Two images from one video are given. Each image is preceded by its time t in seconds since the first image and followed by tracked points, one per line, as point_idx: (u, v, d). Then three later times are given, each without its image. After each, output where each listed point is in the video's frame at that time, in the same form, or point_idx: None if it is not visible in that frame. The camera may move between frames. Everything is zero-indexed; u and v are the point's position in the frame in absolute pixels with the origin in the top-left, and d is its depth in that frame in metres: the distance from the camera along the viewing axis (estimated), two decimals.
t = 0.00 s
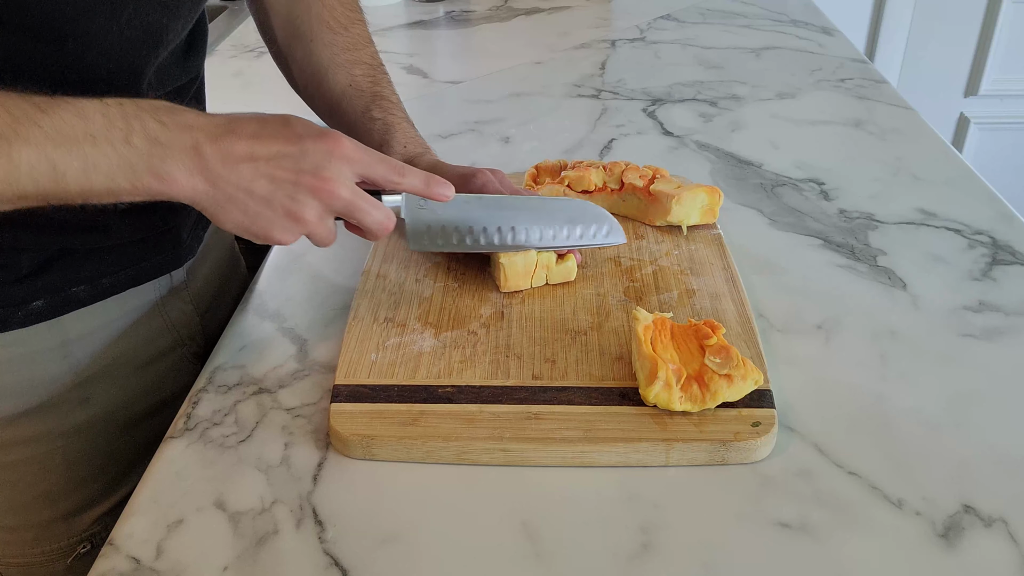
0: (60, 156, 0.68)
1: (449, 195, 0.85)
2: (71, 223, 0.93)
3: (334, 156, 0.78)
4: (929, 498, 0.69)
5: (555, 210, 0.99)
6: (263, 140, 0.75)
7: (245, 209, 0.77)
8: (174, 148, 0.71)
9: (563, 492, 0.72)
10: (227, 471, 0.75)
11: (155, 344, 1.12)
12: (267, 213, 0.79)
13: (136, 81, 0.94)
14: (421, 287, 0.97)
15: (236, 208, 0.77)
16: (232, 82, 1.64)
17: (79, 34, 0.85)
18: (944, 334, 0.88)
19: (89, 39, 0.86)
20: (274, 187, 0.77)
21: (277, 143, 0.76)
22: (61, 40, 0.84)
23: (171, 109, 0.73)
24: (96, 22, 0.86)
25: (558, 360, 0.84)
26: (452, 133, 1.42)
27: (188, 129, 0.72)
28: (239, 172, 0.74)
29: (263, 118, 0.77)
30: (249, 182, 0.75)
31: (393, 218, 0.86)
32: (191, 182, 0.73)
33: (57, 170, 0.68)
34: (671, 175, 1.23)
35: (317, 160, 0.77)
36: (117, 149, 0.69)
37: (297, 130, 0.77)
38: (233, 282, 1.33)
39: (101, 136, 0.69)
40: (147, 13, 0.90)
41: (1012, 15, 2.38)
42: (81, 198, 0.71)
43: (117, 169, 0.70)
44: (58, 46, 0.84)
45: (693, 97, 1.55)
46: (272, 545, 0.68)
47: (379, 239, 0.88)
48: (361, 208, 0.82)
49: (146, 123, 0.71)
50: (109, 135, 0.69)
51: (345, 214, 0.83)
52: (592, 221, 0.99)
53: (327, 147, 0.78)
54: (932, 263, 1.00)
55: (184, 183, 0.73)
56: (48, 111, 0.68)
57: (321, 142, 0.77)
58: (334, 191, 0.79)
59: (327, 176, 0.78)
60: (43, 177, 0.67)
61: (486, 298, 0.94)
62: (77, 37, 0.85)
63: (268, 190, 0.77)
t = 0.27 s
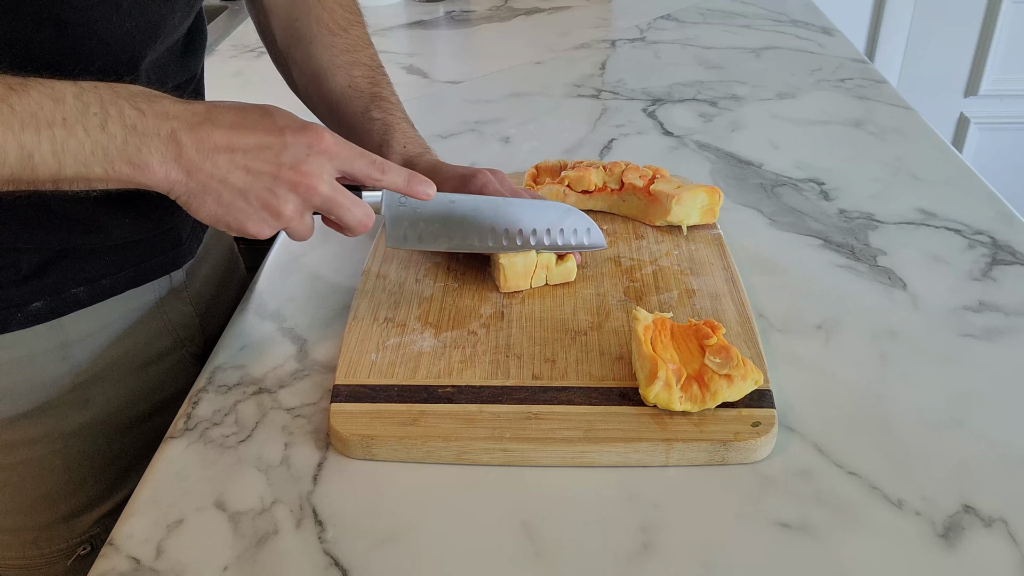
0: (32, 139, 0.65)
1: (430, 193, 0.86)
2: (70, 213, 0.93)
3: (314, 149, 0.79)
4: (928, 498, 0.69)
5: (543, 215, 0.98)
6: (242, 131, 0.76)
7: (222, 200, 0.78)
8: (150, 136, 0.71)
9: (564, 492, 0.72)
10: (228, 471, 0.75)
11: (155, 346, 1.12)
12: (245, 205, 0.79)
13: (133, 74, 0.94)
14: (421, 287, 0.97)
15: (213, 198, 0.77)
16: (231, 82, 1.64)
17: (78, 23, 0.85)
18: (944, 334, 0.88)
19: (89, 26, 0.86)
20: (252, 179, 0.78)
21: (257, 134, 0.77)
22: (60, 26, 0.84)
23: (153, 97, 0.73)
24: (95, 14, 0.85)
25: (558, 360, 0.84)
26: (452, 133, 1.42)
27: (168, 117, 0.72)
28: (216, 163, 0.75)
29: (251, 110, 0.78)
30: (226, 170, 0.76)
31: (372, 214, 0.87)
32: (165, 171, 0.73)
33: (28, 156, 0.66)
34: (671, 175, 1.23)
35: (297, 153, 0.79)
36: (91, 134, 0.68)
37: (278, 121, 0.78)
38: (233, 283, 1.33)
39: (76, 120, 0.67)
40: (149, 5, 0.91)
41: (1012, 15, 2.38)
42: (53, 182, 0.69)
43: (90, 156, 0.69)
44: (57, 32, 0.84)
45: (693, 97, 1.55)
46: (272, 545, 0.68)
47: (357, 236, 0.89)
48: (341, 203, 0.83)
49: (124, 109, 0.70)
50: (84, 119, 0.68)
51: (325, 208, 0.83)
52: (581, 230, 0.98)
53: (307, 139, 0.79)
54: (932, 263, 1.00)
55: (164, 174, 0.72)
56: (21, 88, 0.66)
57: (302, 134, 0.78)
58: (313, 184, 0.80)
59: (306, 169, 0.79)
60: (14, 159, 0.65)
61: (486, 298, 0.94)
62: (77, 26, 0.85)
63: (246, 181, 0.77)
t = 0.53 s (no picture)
0: (30, 127, 0.66)
1: (435, 189, 0.88)
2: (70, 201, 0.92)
3: (319, 146, 0.79)
4: (929, 498, 0.69)
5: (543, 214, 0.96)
6: (246, 122, 0.75)
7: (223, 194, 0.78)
8: (152, 126, 0.70)
9: (564, 492, 0.72)
10: (228, 471, 0.75)
11: (155, 346, 1.12)
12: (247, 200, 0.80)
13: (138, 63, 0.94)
14: (421, 287, 0.97)
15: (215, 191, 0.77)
16: (231, 82, 1.64)
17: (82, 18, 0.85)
18: (944, 334, 0.88)
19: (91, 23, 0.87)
20: (256, 174, 0.78)
21: (262, 128, 0.76)
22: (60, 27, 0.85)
23: (156, 83, 0.72)
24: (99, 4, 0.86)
25: (558, 360, 0.84)
26: (452, 133, 1.42)
27: (170, 106, 0.71)
28: (219, 155, 0.74)
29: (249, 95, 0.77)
30: (227, 159, 0.75)
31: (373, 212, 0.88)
32: (167, 161, 0.72)
33: (25, 143, 0.66)
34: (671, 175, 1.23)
35: (302, 150, 0.78)
36: (92, 123, 0.68)
37: (285, 115, 0.77)
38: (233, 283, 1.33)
39: (76, 108, 0.67)
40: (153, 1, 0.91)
41: (1012, 15, 2.38)
42: (51, 169, 0.69)
43: (90, 144, 0.69)
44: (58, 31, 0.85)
45: (693, 97, 1.55)
46: (272, 545, 0.68)
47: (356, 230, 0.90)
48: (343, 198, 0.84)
49: (126, 97, 0.70)
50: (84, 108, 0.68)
51: (326, 202, 0.84)
52: (579, 230, 0.96)
53: (313, 136, 0.78)
54: (933, 263, 1.00)
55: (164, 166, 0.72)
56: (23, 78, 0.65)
57: (308, 130, 0.77)
58: (317, 181, 0.81)
59: (311, 166, 0.80)
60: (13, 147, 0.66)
61: (486, 298, 0.95)
62: (80, 16, 0.85)
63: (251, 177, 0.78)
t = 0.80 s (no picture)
0: (26, 118, 0.66)
1: (429, 187, 0.86)
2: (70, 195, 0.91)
3: (312, 141, 0.78)
4: (928, 498, 0.69)
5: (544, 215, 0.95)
6: (242, 118, 0.76)
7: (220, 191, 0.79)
8: (147, 119, 0.70)
9: (565, 492, 0.72)
10: (228, 470, 0.75)
11: (155, 346, 1.12)
12: (239, 191, 0.80)
13: (138, 59, 0.95)
14: (421, 287, 0.97)
15: (208, 183, 0.78)
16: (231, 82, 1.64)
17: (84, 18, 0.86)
18: (944, 334, 0.88)
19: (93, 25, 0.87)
20: (248, 168, 0.78)
21: (256, 123, 0.76)
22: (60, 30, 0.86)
23: (151, 78, 0.72)
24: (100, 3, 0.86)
25: (559, 360, 0.84)
26: (452, 133, 1.42)
27: (165, 100, 0.71)
28: (213, 149, 0.74)
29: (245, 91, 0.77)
30: (220, 146, 0.75)
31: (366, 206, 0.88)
32: (161, 155, 0.73)
33: (22, 135, 0.66)
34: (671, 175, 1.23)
35: (295, 144, 0.78)
36: (87, 115, 0.68)
37: (279, 110, 0.77)
38: (234, 284, 1.33)
39: (72, 101, 0.67)
40: None
41: (1012, 15, 2.38)
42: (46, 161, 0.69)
43: (86, 136, 0.69)
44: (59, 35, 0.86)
45: (693, 97, 1.55)
46: (272, 545, 0.68)
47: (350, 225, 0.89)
48: (336, 192, 0.84)
49: (121, 90, 0.70)
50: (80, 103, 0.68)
51: (320, 197, 0.84)
52: (576, 230, 0.96)
53: (306, 130, 0.78)
54: (932, 263, 1.00)
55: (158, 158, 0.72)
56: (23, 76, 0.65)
57: (301, 125, 0.77)
58: (310, 176, 0.81)
59: (304, 160, 0.79)
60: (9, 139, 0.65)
61: (486, 298, 0.94)
62: (81, 10, 0.85)
63: (246, 173, 0.78)
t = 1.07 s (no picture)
0: (26, 111, 0.66)
1: (430, 176, 0.86)
2: (73, 192, 0.91)
3: (312, 132, 0.78)
4: (928, 498, 0.69)
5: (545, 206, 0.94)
6: (241, 108, 0.75)
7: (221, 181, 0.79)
8: (145, 111, 0.70)
9: (565, 492, 0.72)
10: (228, 471, 0.75)
11: (156, 346, 1.11)
12: (239, 182, 0.80)
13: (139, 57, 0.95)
14: (421, 286, 0.97)
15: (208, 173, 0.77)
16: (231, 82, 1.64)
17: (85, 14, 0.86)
18: (944, 334, 0.88)
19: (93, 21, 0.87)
20: (248, 160, 0.77)
21: (255, 114, 0.76)
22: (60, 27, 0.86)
23: (150, 70, 0.72)
24: None
25: (558, 360, 0.84)
26: (452, 133, 1.42)
27: (164, 92, 0.71)
28: (212, 141, 0.74)
29: (243, 81, 0.77)
30: (218, 136, 0.74)
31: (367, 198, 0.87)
32: (161, 147, 0.73)
33: (21, 127, 0.66)
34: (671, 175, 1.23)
35: (295, 134, 0.78)
36: (86, 107, 0.68)
37: (278, 100, 0.77)
38: (235, 283, 1.33)
39: (71, 93, 0.68)
40: None
41: (1012, 15, 2.38)
42: (45, 152, 0.69)
43: (85, 128, 0.69)
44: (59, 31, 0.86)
45: (693, 97, 1.55)
46: (272, 545, 0.68)
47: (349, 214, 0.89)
48: (336, 182, 0.83)
49: (121, 83, 0.70)
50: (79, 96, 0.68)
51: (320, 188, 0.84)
52: (577, 220, 0.94)
53: (305, 121, 0.78)
54: (932, 263, 1.00)
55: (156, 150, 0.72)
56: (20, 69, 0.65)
57: (301, 116, 0.77)
58: (310, 167, 0.80)
59: (304, 151, 0.79)
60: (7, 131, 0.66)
61: (486, 298, 0.94)
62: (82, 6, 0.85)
63: (246, 163, 0.78)
